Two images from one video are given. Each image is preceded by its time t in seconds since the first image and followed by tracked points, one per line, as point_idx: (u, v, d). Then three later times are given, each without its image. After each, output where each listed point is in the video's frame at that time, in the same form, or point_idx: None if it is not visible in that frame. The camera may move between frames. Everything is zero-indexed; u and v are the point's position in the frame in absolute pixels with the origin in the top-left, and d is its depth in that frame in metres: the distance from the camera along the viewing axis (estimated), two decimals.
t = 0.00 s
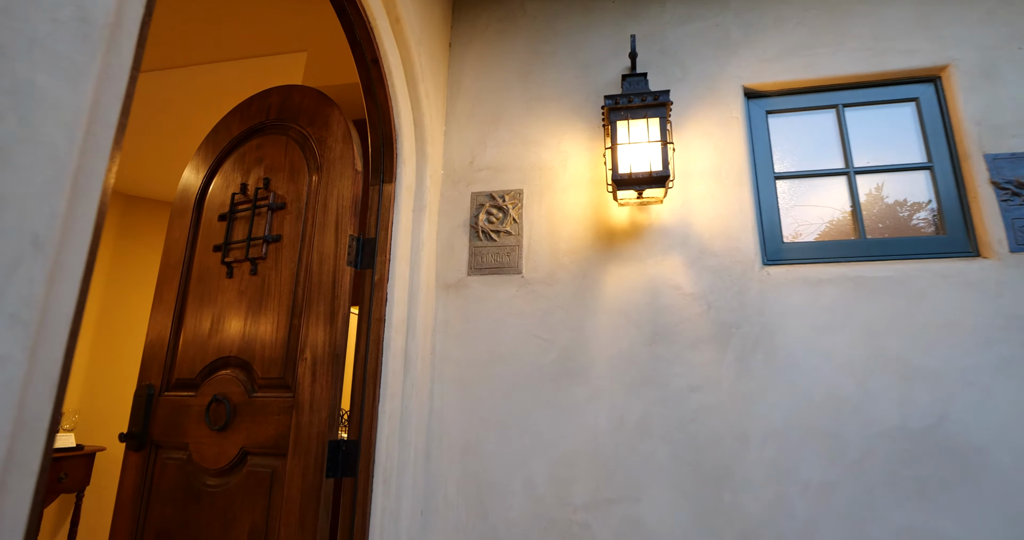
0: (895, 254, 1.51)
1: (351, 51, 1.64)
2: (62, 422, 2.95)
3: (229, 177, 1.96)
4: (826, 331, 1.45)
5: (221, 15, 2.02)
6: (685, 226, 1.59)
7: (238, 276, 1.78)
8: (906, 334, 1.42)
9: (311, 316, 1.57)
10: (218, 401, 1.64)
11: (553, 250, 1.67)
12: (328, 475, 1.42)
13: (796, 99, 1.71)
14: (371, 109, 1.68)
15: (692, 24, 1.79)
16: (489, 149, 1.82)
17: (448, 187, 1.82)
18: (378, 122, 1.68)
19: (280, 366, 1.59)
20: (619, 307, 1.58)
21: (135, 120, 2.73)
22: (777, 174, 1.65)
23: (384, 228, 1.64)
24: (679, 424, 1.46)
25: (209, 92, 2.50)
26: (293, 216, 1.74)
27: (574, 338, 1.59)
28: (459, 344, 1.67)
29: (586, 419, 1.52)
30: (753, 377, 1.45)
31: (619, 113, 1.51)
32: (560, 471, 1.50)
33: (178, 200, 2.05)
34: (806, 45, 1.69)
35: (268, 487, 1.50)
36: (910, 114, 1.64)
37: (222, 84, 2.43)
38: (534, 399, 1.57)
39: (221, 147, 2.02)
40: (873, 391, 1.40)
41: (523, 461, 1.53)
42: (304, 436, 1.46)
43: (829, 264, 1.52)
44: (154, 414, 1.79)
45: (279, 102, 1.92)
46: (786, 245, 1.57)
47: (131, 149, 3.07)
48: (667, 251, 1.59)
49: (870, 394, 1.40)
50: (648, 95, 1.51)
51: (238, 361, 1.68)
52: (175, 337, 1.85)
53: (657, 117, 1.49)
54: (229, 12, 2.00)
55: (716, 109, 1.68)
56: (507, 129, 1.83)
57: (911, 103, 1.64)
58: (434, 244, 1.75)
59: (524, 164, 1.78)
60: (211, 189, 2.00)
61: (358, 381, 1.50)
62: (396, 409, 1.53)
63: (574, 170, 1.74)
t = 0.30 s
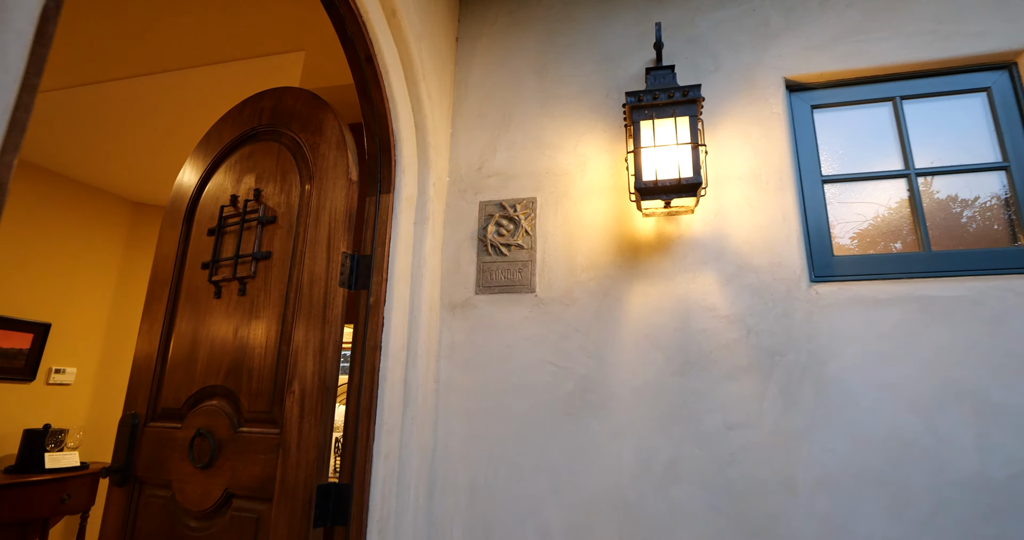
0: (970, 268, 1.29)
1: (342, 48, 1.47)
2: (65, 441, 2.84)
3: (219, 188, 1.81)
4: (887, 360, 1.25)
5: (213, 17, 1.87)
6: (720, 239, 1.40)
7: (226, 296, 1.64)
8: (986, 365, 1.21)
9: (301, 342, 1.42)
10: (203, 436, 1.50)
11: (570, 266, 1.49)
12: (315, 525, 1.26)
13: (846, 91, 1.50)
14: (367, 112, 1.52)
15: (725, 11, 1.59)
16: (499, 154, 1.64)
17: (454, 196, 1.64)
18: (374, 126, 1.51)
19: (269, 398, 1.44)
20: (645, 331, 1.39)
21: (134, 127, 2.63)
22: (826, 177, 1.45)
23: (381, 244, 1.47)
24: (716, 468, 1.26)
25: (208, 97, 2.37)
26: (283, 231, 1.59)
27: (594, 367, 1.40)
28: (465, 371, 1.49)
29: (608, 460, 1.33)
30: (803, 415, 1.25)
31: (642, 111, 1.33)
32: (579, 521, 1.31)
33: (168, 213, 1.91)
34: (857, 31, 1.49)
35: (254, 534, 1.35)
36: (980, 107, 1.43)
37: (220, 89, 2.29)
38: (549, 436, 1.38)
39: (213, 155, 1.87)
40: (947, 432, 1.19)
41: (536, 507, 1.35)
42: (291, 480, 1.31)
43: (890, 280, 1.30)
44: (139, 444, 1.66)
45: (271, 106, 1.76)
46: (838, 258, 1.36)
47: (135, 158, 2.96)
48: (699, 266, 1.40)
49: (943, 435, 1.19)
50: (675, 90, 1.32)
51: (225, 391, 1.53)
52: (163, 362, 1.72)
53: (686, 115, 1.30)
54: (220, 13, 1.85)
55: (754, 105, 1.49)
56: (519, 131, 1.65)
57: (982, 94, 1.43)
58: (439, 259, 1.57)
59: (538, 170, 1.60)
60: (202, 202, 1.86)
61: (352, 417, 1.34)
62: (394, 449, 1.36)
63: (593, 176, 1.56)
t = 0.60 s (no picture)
0: None
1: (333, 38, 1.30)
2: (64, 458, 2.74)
3: (207, 197, 1.66)
4: (966, 393, 1.06)
5: (200, 13, 1.72)
6: (762, 250, 1.23)
7: (212, 315, 1.49)
8: None
9: (288, 369, 1.26)
10: (184, 470, 1.36)
11: (589, 281, 1.32)
12: None
13: (903, 77, 1.31)
14: (361, 110, 1.36)
15: None
16: (508, 155, 1.48)
17: (459, 202, 1.48)
18: (370, 126, 1.35)
19: (253, 431, 1.29)
20: (676, 356, 1.21)
21: (129, 131, 2.52)
22: (883, 176, 1.26)
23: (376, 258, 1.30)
24: (761, 518, 1.08)
25: (202, 99, 2.25)
26: (272, 243, 1.44)
27: (618, 397, 1.22)
28: (471, 400, 1.34)
29: (635, 506, 1.15)
30: (866, 459, 1.06)
31: (673, 102, 1.15)
32: None
33: (155, 222, 1.77)
34: (918, 9, 1.30)
35: None
36: None
37: (215, 89, 2.17)
38: (567, 476, 1.21)
39: (200, 161, 1.72)
40: None
41: None
42: (276, 526, 1.16)
43: (966, 296, 1.12)
44: (120, 475, 1.52)
45: (261, 107, 1.60)
46: (903, 271, 1.17)
47: (135, 163, 2.85)
48: (740, 281, 1.22)
49: None
50: (710, 77, 1.14)
51: (208, 420, 1.38)
52: (146, 385, 1.58)
53: (725, 107, 1.12)
54: (209, 8, 1.70)
55: (799, 96, 1.30)
56: (530, 129, 1.49)
57: None
58: (442, 273, 1.42)
59: (552, 172, 1.43)
60: (190, 211, 1.71)
61: (344, 456, 1.19)
62: (392, 491, 1.20)
63: (615, 178, 1.38)
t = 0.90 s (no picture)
0: None
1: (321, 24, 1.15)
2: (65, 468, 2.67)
3: (195, 199, 1.51)
4: None
5: (185, 10, 1.60)
6: (803, 256, 1.09)
7: (196, 330, 1.35)
8: None
9: (275, 392, 1.14)
10: (166, 500, 1.25)
11: (605, 291, 1.19)
12: None
13: (957, 56, 1.16)
14: (351, 104, 1.21)
15: None
16: (514, 152, 1.35)
17: (461, 204, 1.35)
18: (364, 121, 1.20)
19: (238, 459, 1.17)
20: (703, 377, 1.09)
21: (122, 132, 2.42)
22: (937, 169, 1.11)
23: (370, 269, 1.17)
24: None
25: (193, 98, 2.16)
26: (259, 251, 1.28)
27: (638, 422, 1.10)
28: (475, 422, 1.22)
29: None
30: (924, 497, 0.94)
31: (702, 88, 1.01)
32: None
33: (144, 224, 1.63)
34: None
35: None
36: None
37: (206, 88, 2.07)
38: (583, 511, 1.09)
39: (188, 162, 1.57)
40: None
41: None
42: None
43: None
44: (104, 502, 1.41)
45: (250, 104, 1.45)
46: (963, 278, 1.03)
47: (132, 164, 2.76)
48: (777, 291, 1.08)
49: None
50: (744, 59, 1.00)
51: (192, 445, 1.27)
52: (131, 404, 1.47)
53: (761, 92, 0.98)
54: (195, 5, 1.58)
55: (841, 80, 1.16)
56: (537, 123, 1.36)
57: None
58: (444, 283, 1.30)
59: (562, 170, 1.30)
60: (176, 218, 1.56)
61: (336, 488, 1.07)
62: (389, 526, 1.09)
63: (633, 176, 1.25)
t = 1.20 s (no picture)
0: None
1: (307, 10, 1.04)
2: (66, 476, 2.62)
3: (183, 199, 1.40)
4: None
5: (172, 6, 1.52)
6: (834, 258, 0.99)
7: (183, 340, 1.27)
8: None
9: (259, 409, 1.06)
10: (149, 522, 1.17)
11: (615, 297, 1.10)
12: None
13: (1001, 35, 1.05)
14: (341, 97, 1.11)
15: None
16: (517, 148, 1.26)
17: (461, 205, 1.26)
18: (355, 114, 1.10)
19: (222, 479, 1.09)
20: (724, 392, 0.99)
21: (118, 133, 2.36)
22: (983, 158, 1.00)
23: (361, 275, 1.07)
24: None
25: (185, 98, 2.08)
26: (246, 256, 1.19)
27: (653, 441, 1.01)
28: (475, 439, 1.13)
29: None
30: (975, 528, 0.84)
31: (722, 73, 0.92)
32: None
33: (133, 224, 1.53)
34: None
35: None
36: None
37: (199, 86, 2.00)
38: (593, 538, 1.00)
39: (178, 161, 1.46)
40: None
41: None
42: None
43: None
44: (87, 522, 1.33)
45: (239, 101, 1.35)
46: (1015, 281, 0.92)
47: (132, 166, 2.70)
48: (805, 297, 0.99)
49: None
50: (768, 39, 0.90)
51: (176, 463, 1.19)
52: (116, 418, 1.39)
53: (788, 76, 0.89)
54: (183, 2, 1.50)
55: (874, 65, 1.05)
56: (541, 116, 1.26)
57: None
58: (442, 289, 1.21)
59: (568, 166, 1.21)
60: (165, 222, 1.45)
61: (325, 513, 0.99)
62: None
63: (646, 172, 1.15)
